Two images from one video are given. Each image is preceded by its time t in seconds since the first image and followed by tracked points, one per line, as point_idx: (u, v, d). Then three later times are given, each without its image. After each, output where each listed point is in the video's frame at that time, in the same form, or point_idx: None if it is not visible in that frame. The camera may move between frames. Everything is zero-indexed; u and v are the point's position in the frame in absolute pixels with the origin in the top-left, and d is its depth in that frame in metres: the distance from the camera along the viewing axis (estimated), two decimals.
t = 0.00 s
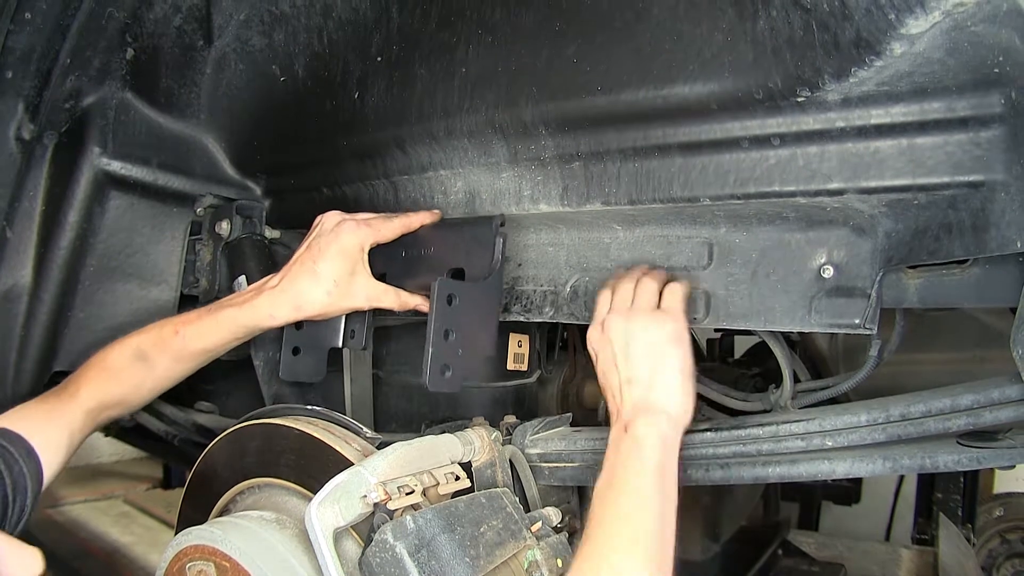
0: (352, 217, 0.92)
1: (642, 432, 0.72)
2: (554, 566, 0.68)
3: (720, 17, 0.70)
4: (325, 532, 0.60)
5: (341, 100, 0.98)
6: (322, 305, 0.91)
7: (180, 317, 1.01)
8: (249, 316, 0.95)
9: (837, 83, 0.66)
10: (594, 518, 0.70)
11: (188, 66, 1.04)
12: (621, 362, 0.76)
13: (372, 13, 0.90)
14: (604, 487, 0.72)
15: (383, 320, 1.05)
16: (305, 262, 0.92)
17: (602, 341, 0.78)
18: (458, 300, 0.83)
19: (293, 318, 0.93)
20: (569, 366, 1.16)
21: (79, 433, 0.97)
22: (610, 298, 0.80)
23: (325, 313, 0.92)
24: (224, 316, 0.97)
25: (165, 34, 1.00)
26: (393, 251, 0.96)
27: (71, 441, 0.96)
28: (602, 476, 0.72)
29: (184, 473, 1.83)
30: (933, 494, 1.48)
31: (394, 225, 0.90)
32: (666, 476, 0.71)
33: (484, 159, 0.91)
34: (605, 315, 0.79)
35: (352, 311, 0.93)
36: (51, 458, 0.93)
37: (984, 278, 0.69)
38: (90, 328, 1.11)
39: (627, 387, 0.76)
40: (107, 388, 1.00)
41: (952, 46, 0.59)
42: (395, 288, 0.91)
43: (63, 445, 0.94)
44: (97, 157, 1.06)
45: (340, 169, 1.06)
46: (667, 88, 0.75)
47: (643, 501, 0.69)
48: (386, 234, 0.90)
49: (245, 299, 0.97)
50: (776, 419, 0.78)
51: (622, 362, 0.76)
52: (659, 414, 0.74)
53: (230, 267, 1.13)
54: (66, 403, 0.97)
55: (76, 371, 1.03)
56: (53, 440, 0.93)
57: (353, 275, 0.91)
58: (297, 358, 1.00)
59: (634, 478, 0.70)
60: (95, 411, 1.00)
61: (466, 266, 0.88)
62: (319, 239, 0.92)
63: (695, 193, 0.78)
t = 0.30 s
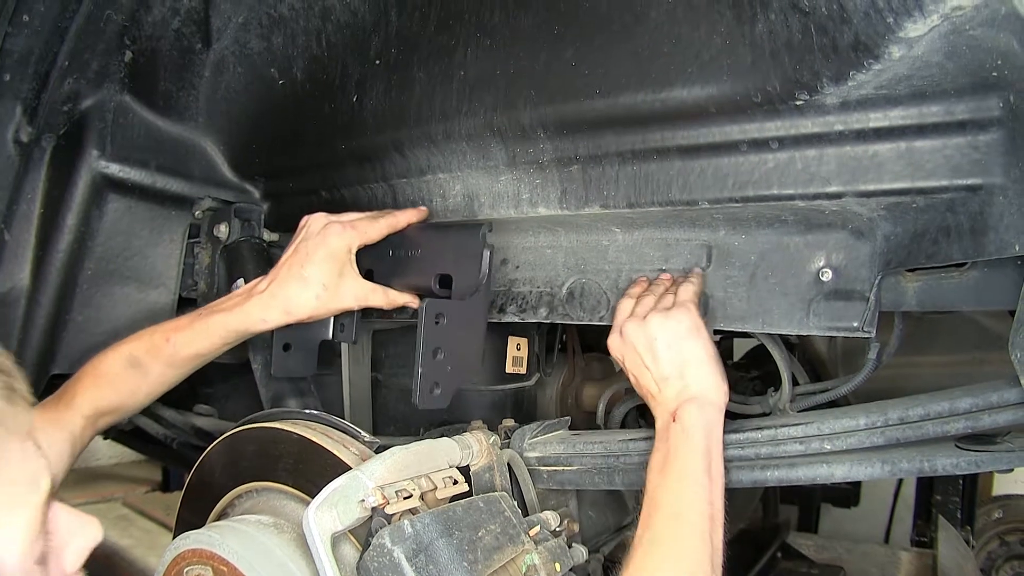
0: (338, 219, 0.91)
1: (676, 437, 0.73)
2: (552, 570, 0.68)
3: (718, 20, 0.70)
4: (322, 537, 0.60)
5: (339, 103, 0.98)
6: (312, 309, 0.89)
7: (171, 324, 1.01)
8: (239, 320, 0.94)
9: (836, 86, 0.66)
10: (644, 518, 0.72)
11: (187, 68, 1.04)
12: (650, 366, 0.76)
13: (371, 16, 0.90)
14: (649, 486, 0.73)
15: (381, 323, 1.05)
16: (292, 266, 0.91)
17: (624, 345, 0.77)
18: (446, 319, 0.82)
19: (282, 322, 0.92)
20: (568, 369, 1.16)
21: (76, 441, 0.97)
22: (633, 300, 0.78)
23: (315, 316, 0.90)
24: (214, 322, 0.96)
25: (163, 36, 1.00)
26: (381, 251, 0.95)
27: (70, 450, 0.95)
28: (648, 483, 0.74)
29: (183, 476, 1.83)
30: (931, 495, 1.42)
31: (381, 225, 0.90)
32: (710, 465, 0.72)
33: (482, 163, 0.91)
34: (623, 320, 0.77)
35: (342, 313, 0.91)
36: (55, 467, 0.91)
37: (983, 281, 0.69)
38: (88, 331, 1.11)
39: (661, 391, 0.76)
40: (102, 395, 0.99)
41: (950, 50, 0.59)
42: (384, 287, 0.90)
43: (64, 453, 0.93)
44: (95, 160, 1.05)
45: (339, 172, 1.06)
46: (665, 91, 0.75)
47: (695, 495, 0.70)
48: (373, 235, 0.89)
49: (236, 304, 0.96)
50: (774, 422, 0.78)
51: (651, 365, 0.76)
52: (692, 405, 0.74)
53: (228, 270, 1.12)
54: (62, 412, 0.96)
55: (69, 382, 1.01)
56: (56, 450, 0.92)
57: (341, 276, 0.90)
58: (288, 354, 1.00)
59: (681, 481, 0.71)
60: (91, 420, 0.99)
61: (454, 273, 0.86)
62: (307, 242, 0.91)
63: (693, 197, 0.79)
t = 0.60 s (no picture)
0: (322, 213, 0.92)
1: (667, 445, 0.73)
2: (546, 573, 0.67)
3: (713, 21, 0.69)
4: (314, 540, 0.59)
5: (334, 105, 0.98)
6: (297, 303, 0.90)
7: (156, 325, 1.00)
8: (224, 319, 0.94)
9: (830, 87, 0.66)
10: (638, 526, 0.72)
11: (181, 71, 1.03)
12: (640, 371, 0.76)
13: (366, 18, 0.89)
14: (642, 494, 0.73)
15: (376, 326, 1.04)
16: (276, 262, 0.91)
17: (613, 350, 0.77)
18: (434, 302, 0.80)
19: (267, 318, 0.92)
20: (565, 371, 1.15)
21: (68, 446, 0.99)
22: (622, 303, 0.78)
23: (299, 311, 0.91)
24: (199, 322, 0.96)
25: (157, 39, 1.00)
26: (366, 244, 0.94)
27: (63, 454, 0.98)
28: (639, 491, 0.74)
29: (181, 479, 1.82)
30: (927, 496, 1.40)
31: (366, 219, 0.90)
32: (702, 473, 0.72)
33: (477, 165, 0.91)
34: (611, 324, 0.77)
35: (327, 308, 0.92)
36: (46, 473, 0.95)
37: (978, 283, 0.69)
38: (83, 335, 1.10)
39: (651, 396, 0.76)
40: (92, 399, 1.01)
41: (945, 51, 0.58)
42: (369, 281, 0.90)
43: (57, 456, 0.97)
44: (89, 162, 1.05)
45: (334, 175, 1.06)
46: (660, 93, 0.75)
47: (687, 504, 0.70)
48: (357, 228, 0.90)
49: (219, 303, 0.96)
50: (770, 425, 0.78)
51: (640, 370, 0.76)
52: (681, 411, 0.74)
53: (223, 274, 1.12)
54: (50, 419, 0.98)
55: (60, 387, 1.03)
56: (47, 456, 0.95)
57: (326, 271, 0.90)
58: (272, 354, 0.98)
59: (674, 490, 0.71)
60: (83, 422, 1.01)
61: (442, 263, 0.85)
62: (291, 237, 0.92)
63: (688, 198, 0.79)
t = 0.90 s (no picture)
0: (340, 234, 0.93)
1: (662, 448, 0.73)
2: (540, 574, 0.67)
3: (706, 20, 0.69)
4: (306, 544, 0.59)
5: (326, 105, 0.98)
6: (312, 324, 0.91)
7: (167, 340, 1.00)
8: (237, 336, 0.95)
9: (824, 86, 0.65)
10: (632, 529, 0.72)
11: (173, 72, 1.03)
12: (635, 373, 0.76)
13: (359, 18, 0.89)
14: (636, 497, 0.73)
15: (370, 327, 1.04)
16: (294, 282, 0.92)
17: (608, 351, 0.78)
18: (452, 328, 0.83)
19: (279, 337, 0.93)
20: (561, 371, 1.15)
21: (70, 460, 0.98)
22: (618, 305, 0.79)
23: (313, 332, 0.92)
24: (210, 337, 0.96)
25: (150, 40, 0.99)
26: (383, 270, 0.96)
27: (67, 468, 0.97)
28: (634, 494, 0.74)
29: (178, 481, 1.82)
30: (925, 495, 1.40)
31: (385, 243, 0.91)
32: (698, 475, 0.72)
33: (470, 165, 0.90)
34: (606, 324, 0.77)
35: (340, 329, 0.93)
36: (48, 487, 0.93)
37: (973, 282, 0.68)
38: (77, 336, 1.10)
39: (646, 397, 0.76)
40: (97, 412, 1.00)
41: (939, 49, 0.58)
42: (384, 306, 0.91)
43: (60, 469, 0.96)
44: (82, 164, 1.05)
45: (327, 176, 1.05)
46: (653, 93, 0.74)
47: (683, 506, 0.70)
48: (372, 251, 0.90)
49: (234, 320, 0.97)
50: (764, 425, 0.78)
51: (635, 370, 0.76)
52: (676, 413, 0.74)
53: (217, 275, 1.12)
54: (54, 431, 0.97)
55: (62, 399, 1.02)
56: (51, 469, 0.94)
57: (342, 293, 0.91)
58: (282, 373, 1.01)
59: (670, 492, 0.70)
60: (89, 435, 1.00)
61: (459, 290, 0.88)
62: (308, 257, 0.93)
63: (682, 198, 0.78)
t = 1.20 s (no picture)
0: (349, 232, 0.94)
1: (658, 446, 0.73)
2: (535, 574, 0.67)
3: (702, 17, 0.68)
4: (300, 543, 0.58)
5: (322, 104, 0.98)
6: (314, 317, 0.91)
7: (167, 335, 1.01)
8: (236, 329, 0.95)
9: (820, 83, 0.65)
10: (626, 529, 0.72)
11: (168, 71, 1.03)
12: (632, 371, 0.76)
13: (354, 17, 0.89)
14: (631, 496, 0.73)
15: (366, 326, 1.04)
16: (297, 275, 0.93)
17: (606, 349, 0.77)
18: (461, 318, 0.82)
19: (275, 331, 0.93)
20: (557, 370, 1.15)
21: (68, 453, 0.96)
22: (614, 305, 0.79)
23: (315, 326, 0.92)
24: (211, 330, 0.97)
25: (145, 39, 0.99)
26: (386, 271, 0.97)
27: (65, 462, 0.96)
28: (630, 494, 0.74)
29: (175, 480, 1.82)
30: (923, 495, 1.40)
31: (391, 242, 0.93)
32: (694, 475, 0.72)
33: (466, 163, 0.90)
34: (604, 321, 0.77)
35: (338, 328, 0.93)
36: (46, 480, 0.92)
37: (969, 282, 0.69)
38: (72, 336, 1.10)
39: (642, 395, 0.76)
40: (97, 406, 0.99)
41: (935, 46, 0.57)
42: (385, 308, 0.93)
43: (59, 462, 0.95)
44: (78, 163, 1.04)
45: (323, 175, 1.05)
46: (649, 90, 0.74)
47: (679, 506, 0.69)
48: (379, 250, 0.92)
49: (233, 314, 0.97)
50: (762, 424, 0.78)
51: (632, 368, 0.76)
52: (672, 413, 0.73)
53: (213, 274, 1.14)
54: (54, 424, 0.96)
55: (62, 396, 1.02)
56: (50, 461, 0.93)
57: (346, 289, 0.92)
58: (276, 371, 0.99)
59: (667, 490, 0.70)
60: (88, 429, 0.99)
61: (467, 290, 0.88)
62: (314, 250, 0.93)
63: (678, 197, 0.77)
